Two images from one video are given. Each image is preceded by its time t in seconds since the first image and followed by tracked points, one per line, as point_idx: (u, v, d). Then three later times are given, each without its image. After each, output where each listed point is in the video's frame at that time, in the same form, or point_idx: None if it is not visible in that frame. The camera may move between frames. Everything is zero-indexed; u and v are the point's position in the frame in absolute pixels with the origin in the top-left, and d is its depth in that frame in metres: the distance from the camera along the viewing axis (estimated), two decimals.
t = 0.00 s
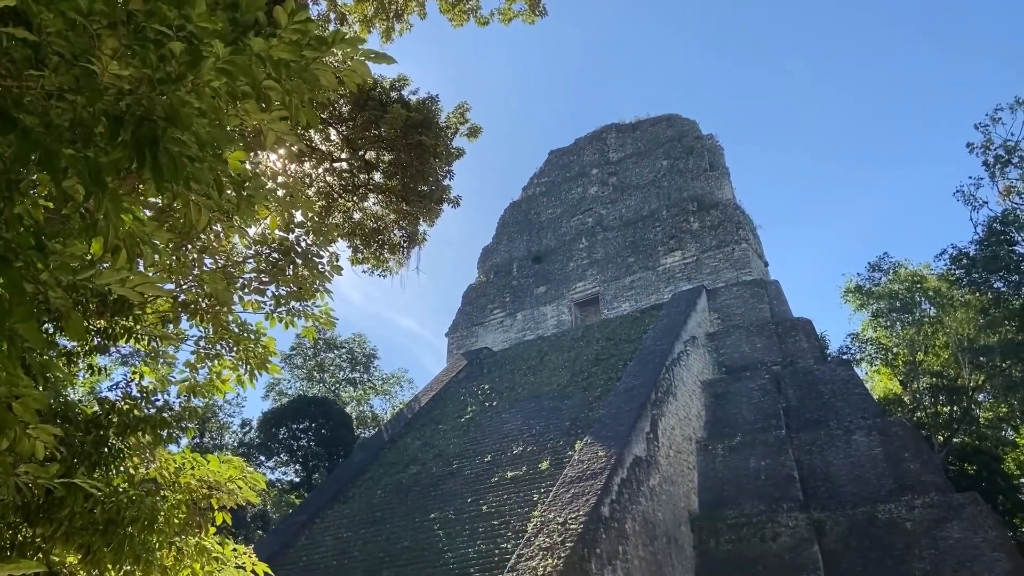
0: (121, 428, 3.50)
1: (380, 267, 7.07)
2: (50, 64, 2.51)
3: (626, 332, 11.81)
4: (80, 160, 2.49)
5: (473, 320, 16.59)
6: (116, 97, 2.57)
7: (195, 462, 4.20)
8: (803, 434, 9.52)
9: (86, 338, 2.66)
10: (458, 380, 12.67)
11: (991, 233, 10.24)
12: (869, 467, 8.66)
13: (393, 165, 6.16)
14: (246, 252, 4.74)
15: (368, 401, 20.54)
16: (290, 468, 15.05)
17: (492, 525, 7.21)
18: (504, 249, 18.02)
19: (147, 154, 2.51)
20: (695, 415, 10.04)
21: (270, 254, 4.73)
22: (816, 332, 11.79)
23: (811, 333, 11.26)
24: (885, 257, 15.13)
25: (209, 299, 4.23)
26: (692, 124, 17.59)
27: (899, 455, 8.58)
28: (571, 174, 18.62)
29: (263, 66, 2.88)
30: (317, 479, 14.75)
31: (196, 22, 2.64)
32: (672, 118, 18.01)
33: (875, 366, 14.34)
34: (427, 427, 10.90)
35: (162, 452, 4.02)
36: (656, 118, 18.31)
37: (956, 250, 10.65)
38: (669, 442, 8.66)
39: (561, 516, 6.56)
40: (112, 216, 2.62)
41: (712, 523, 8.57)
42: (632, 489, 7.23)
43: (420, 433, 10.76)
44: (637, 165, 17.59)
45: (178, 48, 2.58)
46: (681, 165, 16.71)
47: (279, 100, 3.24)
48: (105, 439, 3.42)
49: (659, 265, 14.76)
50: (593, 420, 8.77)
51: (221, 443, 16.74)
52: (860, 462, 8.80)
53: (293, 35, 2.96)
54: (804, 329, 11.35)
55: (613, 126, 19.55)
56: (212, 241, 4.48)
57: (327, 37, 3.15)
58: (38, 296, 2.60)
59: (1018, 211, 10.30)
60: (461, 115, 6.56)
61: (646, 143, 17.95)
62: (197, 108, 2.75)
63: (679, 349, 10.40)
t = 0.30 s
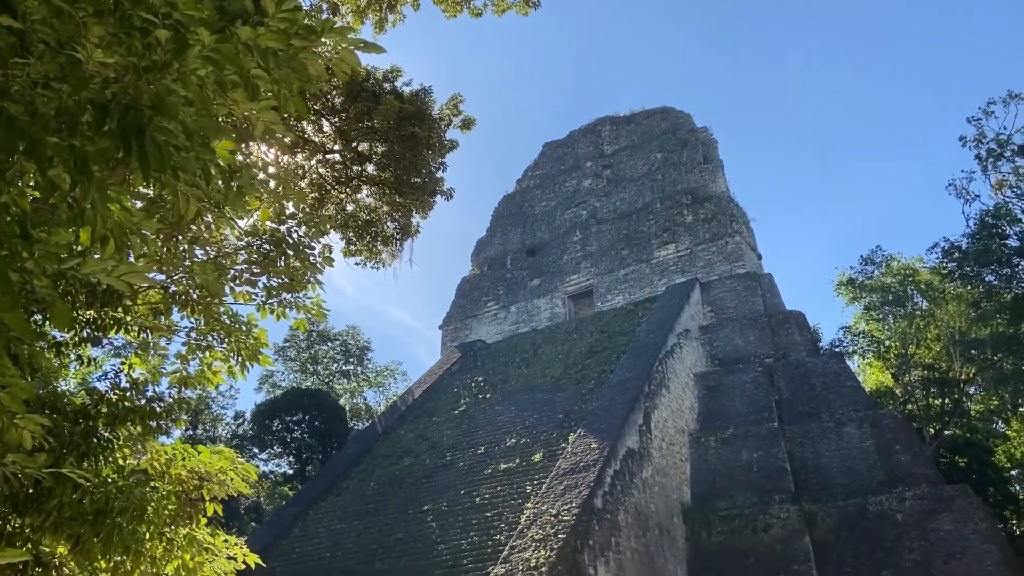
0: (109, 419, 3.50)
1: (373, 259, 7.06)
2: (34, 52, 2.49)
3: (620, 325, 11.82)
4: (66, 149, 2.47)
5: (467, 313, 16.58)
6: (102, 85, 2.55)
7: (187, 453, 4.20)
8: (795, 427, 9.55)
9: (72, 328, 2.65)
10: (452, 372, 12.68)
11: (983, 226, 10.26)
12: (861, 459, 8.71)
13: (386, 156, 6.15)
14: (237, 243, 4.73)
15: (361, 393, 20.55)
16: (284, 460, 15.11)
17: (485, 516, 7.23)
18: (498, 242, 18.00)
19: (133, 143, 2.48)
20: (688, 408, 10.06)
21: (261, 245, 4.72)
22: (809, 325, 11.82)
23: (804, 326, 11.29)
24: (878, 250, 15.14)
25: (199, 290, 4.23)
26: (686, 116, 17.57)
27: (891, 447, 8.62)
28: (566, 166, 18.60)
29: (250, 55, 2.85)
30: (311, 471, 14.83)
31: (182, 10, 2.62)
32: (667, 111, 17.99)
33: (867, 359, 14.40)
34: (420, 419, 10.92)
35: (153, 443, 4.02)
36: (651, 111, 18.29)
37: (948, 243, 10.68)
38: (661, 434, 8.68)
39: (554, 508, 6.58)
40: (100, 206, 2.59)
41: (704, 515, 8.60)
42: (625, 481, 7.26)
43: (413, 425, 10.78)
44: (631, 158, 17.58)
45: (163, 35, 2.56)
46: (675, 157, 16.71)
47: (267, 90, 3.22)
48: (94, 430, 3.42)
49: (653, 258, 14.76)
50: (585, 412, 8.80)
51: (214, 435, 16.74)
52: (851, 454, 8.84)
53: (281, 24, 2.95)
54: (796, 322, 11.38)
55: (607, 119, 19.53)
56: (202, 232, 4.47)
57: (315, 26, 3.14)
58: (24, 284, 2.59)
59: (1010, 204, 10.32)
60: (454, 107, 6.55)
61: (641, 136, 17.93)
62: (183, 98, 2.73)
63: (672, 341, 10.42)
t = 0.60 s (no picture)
0: (99, 409, 3.51)
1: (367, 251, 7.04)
2: (21, 40, 2.46)
3: (614, 318, 11.84)
4: (53, 138, 2.44)
5: (461, 306, 16.57)
6: (89, 73, 2.54)
7: (178, 444, 4.19)
8: (788, 419, 9.57)
9: (59, 316, 2.65)
10: (446, 365, 12.69)
11: (975, 219, 10.28)
12: (852, 452, 8.75)
13: (380, 148, 6.14)
14: (228, 235, 4.70)
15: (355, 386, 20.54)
16: (278, 452, 15.10)
17: (478, 508, 7.25)
18: (493, 235, 17.97)
19: (120, 132, 2.46)
20: (681, 400, 10.09)
21: (253, 236, 4.72)
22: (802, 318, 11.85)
23: (797, 319, 11.32)
24: (871, 244, 15.21)
25: (191, 281, 4.21)
26: (681, 109, 17.57)
27: (882, 440, 8.67)
28: (560, 159, 18.58)
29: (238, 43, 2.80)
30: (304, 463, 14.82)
31: None
32: (661, 104, 17.98)
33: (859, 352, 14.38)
34: (414, 411, 10.93)
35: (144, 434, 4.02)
36: (645, 104, 18.28)
37: (940, 237, 10.71)
38: (655, 426, 8.71)
39: (547, 499, 6.60)
40: (88, 195, 2.55)
41: (697, 507, 8.64)
42: (618, 473, 7.28)
43: (407, 418, 10.79)
44: (626, 150, 17.58)
45: (150, 23, 2.54)
46: (669, 150, 16.72)
47: (256, 80, 3.20)
48: (84, 420, 3.43)
49: (647, 250, 14.78)
50: (579, 405, 8.82)
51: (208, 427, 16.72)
52: (843, 446, 8.87)
53: (270, 13, 2.93)
54: (790, 315, 11.41)
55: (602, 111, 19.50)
56: (193, 222, 4.46)
57: (304, 16, 3.14)
58: (11, 272, 2.58)
59: (1002, 198, 10.34)
60: (448, 99, 6.54)
61: (635, 128, 17.92)
62: (171, 87, 2.70)
63: (666, 334, 10.44)
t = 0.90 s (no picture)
0: (89, 400, 3.51)
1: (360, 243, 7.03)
2: (9, 29, 2.47)
3: (607, 311, 11.86)
4: (41, 126, 2.38)
5: (455, 298, 16.55)
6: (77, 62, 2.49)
7: (170, 435, 4.18)
8: (780, 412, 9.60)
9: (46, 306, 2.62)
10: (440, 357, 12.69)
11: (967, 213, 10.32)
12: (844, 444, 8.79)
13: (373, 140, 6.12)
14: (220, 225, 4.69)
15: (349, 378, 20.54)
16: (271, 444, 15.10)
17: (472, 500, 7.27)
18: (487, 227, 17.95)
19: (109, 121, 2.39)
20: (674, 393, 10.12)
21: (245, 227, 4.70)
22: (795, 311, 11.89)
23: (789, 312, 11.36)
24: (864, 237, 15.28)
25: (182, 273, 4.20)
26: (675, 102, 17.56)
27: (873, 432, 8.72)
28: (555, 151, 18.55)
29: (227, 32, 2.75)
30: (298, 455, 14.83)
31: None
32: (656, 97, 17.97)
33: (852, 345, 14.52)
34: (408, 404, 10.94)
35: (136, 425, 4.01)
36: (640, 97, 18.27)
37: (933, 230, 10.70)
38: (648, 418, 8.74)
39: (541, 491, 6.62)
40: (77, 185, 2.48)
41: (689, 498, 8.67)
42: (611, 465, 7.31)
43: (401, 410, 10.80)
44: (620, 143, 17.57)
45: (138, 10, 2.49)
46: (664, 143, 16.72)
47: (247, 70, 3.16)
48: (75, 410, 3.42)
49: (641, 244, 14.80)
50: (572, 397, 8.84)
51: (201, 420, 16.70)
52: (835, 438, 8.92)
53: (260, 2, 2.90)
54: (782, 308, 11.45)
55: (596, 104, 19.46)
56: (185, 213, 4.45)
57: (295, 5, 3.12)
58: None
59: (994, 191, 10.38)
60: (442, 90, 6.52)
61: (629, 121, 17.92)
62: (159, 76, 2.65)
63: (659, 327, 10.47)
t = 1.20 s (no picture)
0: (80, 391, 3.50)
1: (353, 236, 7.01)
2: None
3: (601, 304, 11.88)
4: (31, 115, 2.35)
5: (448, 291, 16.53)
6: (66, 51, 2.45)
7: (162, 427, 4.17)
8: (772, 404, 9.63)
9: (37, 296, 2.60)
10: (434, 350, 12.70)
11: (959, 206, 10.34)
12: (836, 436, 8.84)
13: (366, 132, 6.10)
14: (212, 217, 4.66)
15: (342, 371, 20.51)
16: (264, 436, 15.09)
17: (465, 491, 7.29)
18: (480, 220, 17.92)
19: (99, 111, 2.36)
20: (667, 385, 10.15)
21: (237, 219, 4.69)
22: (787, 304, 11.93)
23: (782, 304, 11.41)
24: (856, 230, 15.34)
25: (174, 264, 4.18)
26: (669, 95, 17.56)
27: (865, 424, 8.77)
28: (548, 144, 18.52)
29: (218, 21, 2.72)
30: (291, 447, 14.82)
31: None
32: (649, 89, 17.96)
33: (844, 337, 14.61)
34: (402, 396, 10.94)
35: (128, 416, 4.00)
36: (633, 89, 18.25)
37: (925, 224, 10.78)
38: (641, 411, 8.78)
39: (534, 483, 6.65)
40: (68, 174, 2.46)
41: (682, 490, 8.71)
42: (604, 456, 7.33)
43: (394, 402, 10.81)
44: (614, 136, 17.56)
45: None
46: (657, 136, 16.73)
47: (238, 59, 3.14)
48: (66, 401, 3.41)
49: (635, 236, 14.81)
50: (566, 389, 8.87)
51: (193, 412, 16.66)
52: (826, 430, 8.97)
53: None
54: (775, 300, 11.50)
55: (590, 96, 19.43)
56: (177, 204, 4.43)
57: None
58: None
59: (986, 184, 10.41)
60: (435, 82, 6.51)
61: (623, 114, 17.91)
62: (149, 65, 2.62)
63: (653, 319, 10.49)
